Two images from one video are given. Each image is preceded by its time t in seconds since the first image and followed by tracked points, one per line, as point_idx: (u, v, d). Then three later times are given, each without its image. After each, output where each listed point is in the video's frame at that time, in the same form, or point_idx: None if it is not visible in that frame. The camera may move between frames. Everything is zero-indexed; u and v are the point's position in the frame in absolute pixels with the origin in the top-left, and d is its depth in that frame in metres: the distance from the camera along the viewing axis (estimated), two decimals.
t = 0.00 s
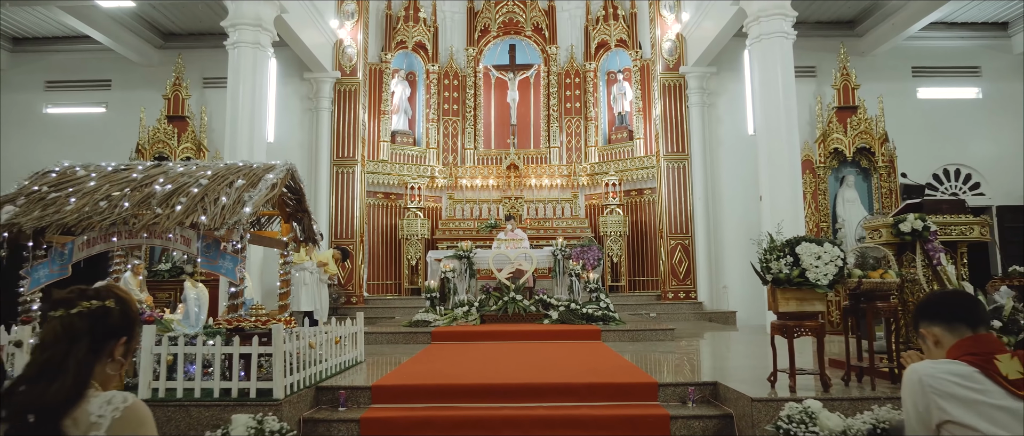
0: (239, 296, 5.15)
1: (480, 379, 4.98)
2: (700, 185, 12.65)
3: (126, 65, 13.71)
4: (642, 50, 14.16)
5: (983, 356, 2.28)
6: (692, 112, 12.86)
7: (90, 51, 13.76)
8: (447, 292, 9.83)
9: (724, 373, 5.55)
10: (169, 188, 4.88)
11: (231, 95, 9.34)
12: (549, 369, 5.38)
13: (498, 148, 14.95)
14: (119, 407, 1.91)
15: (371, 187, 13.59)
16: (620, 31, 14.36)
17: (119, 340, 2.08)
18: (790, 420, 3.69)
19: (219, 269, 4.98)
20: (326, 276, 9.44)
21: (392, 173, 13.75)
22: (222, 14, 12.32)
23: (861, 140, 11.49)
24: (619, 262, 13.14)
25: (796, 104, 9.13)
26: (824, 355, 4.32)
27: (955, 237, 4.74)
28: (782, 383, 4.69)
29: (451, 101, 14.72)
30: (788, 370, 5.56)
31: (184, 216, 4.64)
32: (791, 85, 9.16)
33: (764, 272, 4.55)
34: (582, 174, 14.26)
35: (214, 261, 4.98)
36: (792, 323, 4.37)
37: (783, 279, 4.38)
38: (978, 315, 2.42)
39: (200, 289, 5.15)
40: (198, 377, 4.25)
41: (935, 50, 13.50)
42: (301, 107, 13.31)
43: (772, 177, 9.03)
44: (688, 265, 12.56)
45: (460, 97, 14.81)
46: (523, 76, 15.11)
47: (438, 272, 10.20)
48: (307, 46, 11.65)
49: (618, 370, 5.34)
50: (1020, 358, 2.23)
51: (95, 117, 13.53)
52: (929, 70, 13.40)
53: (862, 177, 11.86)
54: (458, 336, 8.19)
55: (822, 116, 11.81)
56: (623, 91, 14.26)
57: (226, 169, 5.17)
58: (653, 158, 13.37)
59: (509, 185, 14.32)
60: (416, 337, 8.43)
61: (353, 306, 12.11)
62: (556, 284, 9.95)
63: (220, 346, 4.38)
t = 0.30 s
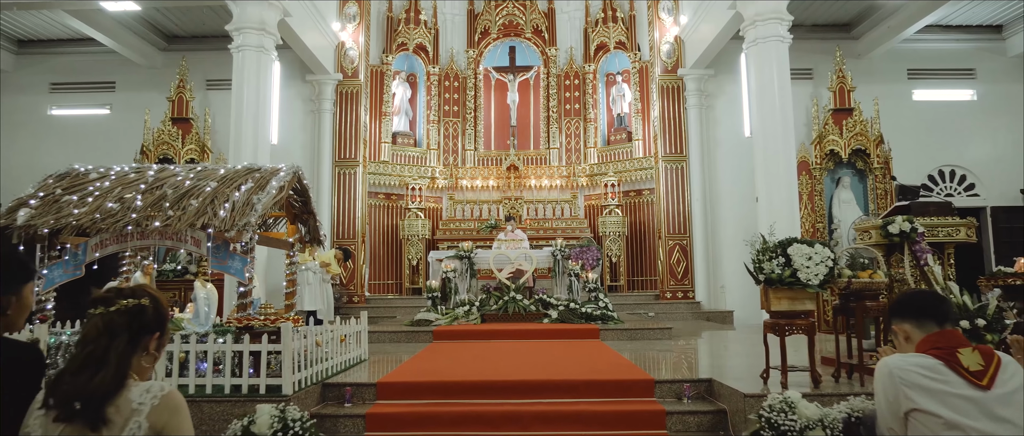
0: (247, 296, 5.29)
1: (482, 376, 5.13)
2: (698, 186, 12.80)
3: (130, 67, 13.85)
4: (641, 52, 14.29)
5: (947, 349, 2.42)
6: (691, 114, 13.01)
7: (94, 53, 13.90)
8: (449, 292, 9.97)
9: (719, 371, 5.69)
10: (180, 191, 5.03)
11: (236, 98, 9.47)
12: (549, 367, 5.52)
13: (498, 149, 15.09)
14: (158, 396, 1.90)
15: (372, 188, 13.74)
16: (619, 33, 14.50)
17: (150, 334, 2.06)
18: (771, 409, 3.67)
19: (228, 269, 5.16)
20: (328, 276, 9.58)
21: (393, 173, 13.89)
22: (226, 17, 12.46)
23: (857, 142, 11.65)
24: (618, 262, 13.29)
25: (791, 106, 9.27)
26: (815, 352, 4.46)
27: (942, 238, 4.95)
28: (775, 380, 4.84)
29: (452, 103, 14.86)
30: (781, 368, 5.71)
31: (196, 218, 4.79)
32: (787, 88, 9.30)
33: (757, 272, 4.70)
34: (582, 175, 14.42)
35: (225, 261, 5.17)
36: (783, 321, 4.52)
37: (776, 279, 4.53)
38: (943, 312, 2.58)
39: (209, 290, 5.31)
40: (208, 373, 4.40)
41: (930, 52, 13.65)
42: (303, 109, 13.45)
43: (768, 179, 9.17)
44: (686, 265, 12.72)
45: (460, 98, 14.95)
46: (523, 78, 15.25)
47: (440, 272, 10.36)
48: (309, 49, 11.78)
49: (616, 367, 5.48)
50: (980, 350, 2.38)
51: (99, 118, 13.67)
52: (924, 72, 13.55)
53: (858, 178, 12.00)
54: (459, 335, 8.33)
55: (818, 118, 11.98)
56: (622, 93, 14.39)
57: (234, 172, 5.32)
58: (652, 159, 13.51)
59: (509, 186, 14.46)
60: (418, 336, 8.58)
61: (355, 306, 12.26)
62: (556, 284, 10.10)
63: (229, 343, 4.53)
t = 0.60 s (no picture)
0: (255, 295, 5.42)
1: (482, 373, 5.27)
2: (696, 186, 12.95)
3: (134, 69, 13.98)
4: (640, 53, 14.42)
5: (917, 343, 2.55)
6: (689, 115, 13.15)
7: (98, 55, 14.04)
8: (450, 291, 10.11)
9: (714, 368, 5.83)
10: (188, 192, 5.16)
11: (240, 100, 9.60)
12: (549, 364, 5.66)
13: (499, 150, 15.21)
14: (184, 386, 2.03)
15: (374, 188, 13.88)
16: (619, 35, 14.63)
17: (177, 328, 2.15)
18: (752, 398, 3.79)
19: (236, 269, 5.25)
20: (331, 275, 9.71)
21: (394, 174, 14.02)
22: (229, 20, 12.60)
23: (853, 143, 11.82)
24: (617, 262, 13.42)
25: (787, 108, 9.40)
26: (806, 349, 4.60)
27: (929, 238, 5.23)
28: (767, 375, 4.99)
29: (452, 104, 14.99)
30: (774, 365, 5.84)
31: (205, 218, 4.93)
32: (783, 90, 9.43)
33: (750, 272, 4.84)
34: (581, 175, 14.56)
35: (232, 261, 5.25)
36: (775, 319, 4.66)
37: (768, 278, 4.67)
38: (913, 307, 2.70)
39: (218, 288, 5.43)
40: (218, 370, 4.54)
41: (926, 53, 13.78)
42: (305, 110, 13.58)
43: (765, 180, 9.30)
44: (685, 264, 12.86)
45: (461, 99, 15.08)
46: (523, 79, 15.37)
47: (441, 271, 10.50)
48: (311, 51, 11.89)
49: (614, 364, 5.61)
50: (947, 344, 2.51)
51: (103, 119, 13.81)
52: (920, 73, 13.68)
53: (855, 179, 12.18)
54: (460, 333, 8.46)
55: (814, 119, 12.14)
56: (621, 94, 14.53)
57: (241, 173, 5.45)
58: (651, 159, 13.63)
59: (509, 186, 14.59)
60: (420, 334, 8.71)
61: (356, 305, 12.41)
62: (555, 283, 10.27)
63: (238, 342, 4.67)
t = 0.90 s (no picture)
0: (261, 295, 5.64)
1: (483, 370, 5.42)
2: (694, 187, 13.09)
3: (138, 72, 14.15)
4: (639, 55, 14.56)
5: (885, 338, 2.71)
6: (687, 117, 13.28)
7: (103, 58, 14.21)
8: (451, 291, 10.28)
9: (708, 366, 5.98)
10: (196, 195, 5.31)
11: (244, 103, 9.75)
12: (547, 362, 5.81)
13: (499, 151, 15.36)
14: (205, 378, 2.19)
15: (375, 189, 14.02)
16: (618, 37, 14.77)
17: (197, 325, 2.30)
18: (734, 390, 3.88)
19: (243, 270, 5.45)
20: (334, 275, 9.87)
21: (395, 175, 14.17)
22: (233, 24, 12.76)
23: (849, 144, 12.03)
24: (617, 262, 13.57)
25: (783, 111, 9.54)
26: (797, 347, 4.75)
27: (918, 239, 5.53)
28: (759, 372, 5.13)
29: (453, 106, 15.16)
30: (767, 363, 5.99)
31: (214, 221, 5.09)
32: (778, 93, 9.57)
33: (742, 272, 4.99)
34: (581, 176, 14.71)
35: (240, 262, 5.43)
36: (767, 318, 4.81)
37: (760, 278, 4.81)
38: (883, 306, 2.84)
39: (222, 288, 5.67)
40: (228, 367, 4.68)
41: (922, 56, 13.92)
42: (307, 112, 13.74)
43: (761, 181, 9.45)
44: (683, 265, 13.02)
45: (461, 101, 15.24)
46: (523, 81, 15.50)
47: (442, 271, 10.66)
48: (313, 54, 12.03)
49: (610, 362, 5.74)
50: (913, 339, 2.68)
51: (108, 122, 13.97)
52: (916, 75, 13.82)
53: (851, 180, 12.40)
54: (461, 332, 8.60)
55: (811, 121, 12.34)
56: (620, 96, 14.68)
57: (248, 177, 5.60)
58: (649, 161, 13.78)
59: (509, 187, 14.74)
60: (422, 333, 8.87)
61: (358, 305, 12.56)
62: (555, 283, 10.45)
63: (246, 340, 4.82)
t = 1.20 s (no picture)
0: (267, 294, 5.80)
1: (484, 368, 5.58)
2: (692, 187, 13.25)
3: (142, 74, 14.30)
4: (638, 57, 14.69)
5: (857, 334, 2.94)
6: (685, 118, 13.43)
7: (107, 61, 14.36)
8: (451, 291, 10.44)
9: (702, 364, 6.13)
10: (204, 197, 5.46)
11: (247, 105, 9.90)
12: (545, 359, 5.96)
13: (499, 152, 15.50)
14: (222, 371, 2.36)
15: (376, 190, 14.15)
16: (617, 39, 14.92)
17: (214, 321, 2.48)
18: (715, 382, 3.96)
19: (249, 269, 5.65)
20: (336, 275, 10.03)
21: (396, 176, 14.33)
22: (236, 27, 12.92)
23: (844, 146, 12.29)
24: (616, 262, 13.71)
25: (778, 113, 9.68)
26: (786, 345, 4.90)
27: (904, 239, 5.76)
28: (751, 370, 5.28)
29: (454, 107, 15.31)
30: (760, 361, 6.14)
31: (221, 222, 5.24)
32: (774, 95, 9.71)
33: (734, 272, 5.13)
34: (581, 177, 14.85)
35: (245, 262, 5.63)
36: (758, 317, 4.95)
37: (751, 278, 4.96)
38: (857, 304, 3.10)
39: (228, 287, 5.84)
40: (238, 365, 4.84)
41: (917, 58, 14.06)
42: (310, 114, 13.89)
43: (757, 182, 9.60)
44: (681, 265, 13.16)
45: (462, 103, 15.40)
46: (522, 82, 15.64)
47: (442, 271, 10.81)
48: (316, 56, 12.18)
49: (606, 359, 5.89)
50: (883, 334, 2.91)
51: (112, 123, 14.12)
52: (912, 77, 13.95)
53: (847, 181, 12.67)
54: (462, 332, 8.75)
55: (807, 123, 12.62)
56: (619, 97, 14.82)
57: (254, 179, 5.75)
58: (648, 161, 13.93)
59: (509, 188, 14.88)
60: (423, 332, 9.02)
61: (360, 305, 12.72)
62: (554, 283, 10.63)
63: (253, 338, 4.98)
